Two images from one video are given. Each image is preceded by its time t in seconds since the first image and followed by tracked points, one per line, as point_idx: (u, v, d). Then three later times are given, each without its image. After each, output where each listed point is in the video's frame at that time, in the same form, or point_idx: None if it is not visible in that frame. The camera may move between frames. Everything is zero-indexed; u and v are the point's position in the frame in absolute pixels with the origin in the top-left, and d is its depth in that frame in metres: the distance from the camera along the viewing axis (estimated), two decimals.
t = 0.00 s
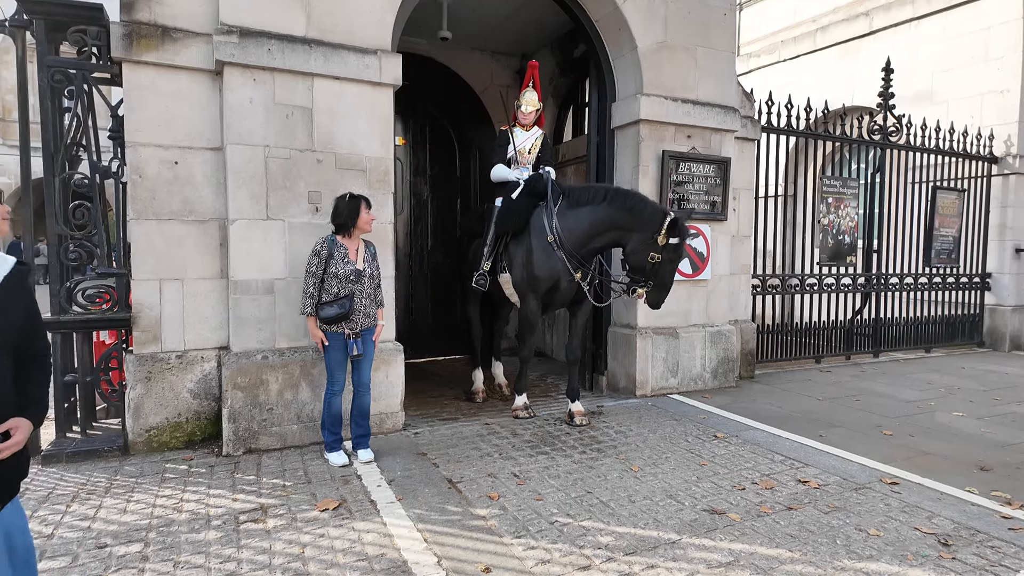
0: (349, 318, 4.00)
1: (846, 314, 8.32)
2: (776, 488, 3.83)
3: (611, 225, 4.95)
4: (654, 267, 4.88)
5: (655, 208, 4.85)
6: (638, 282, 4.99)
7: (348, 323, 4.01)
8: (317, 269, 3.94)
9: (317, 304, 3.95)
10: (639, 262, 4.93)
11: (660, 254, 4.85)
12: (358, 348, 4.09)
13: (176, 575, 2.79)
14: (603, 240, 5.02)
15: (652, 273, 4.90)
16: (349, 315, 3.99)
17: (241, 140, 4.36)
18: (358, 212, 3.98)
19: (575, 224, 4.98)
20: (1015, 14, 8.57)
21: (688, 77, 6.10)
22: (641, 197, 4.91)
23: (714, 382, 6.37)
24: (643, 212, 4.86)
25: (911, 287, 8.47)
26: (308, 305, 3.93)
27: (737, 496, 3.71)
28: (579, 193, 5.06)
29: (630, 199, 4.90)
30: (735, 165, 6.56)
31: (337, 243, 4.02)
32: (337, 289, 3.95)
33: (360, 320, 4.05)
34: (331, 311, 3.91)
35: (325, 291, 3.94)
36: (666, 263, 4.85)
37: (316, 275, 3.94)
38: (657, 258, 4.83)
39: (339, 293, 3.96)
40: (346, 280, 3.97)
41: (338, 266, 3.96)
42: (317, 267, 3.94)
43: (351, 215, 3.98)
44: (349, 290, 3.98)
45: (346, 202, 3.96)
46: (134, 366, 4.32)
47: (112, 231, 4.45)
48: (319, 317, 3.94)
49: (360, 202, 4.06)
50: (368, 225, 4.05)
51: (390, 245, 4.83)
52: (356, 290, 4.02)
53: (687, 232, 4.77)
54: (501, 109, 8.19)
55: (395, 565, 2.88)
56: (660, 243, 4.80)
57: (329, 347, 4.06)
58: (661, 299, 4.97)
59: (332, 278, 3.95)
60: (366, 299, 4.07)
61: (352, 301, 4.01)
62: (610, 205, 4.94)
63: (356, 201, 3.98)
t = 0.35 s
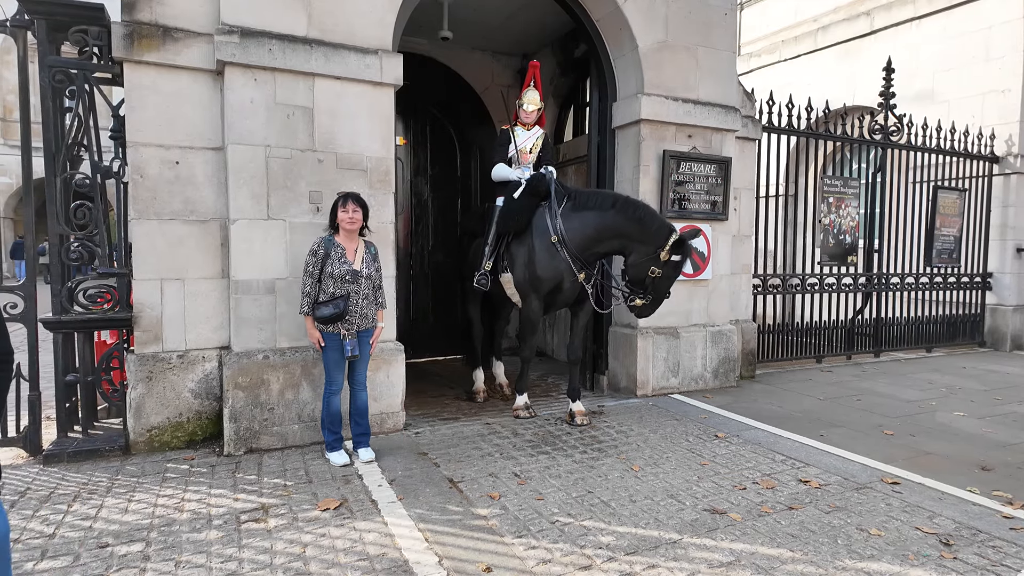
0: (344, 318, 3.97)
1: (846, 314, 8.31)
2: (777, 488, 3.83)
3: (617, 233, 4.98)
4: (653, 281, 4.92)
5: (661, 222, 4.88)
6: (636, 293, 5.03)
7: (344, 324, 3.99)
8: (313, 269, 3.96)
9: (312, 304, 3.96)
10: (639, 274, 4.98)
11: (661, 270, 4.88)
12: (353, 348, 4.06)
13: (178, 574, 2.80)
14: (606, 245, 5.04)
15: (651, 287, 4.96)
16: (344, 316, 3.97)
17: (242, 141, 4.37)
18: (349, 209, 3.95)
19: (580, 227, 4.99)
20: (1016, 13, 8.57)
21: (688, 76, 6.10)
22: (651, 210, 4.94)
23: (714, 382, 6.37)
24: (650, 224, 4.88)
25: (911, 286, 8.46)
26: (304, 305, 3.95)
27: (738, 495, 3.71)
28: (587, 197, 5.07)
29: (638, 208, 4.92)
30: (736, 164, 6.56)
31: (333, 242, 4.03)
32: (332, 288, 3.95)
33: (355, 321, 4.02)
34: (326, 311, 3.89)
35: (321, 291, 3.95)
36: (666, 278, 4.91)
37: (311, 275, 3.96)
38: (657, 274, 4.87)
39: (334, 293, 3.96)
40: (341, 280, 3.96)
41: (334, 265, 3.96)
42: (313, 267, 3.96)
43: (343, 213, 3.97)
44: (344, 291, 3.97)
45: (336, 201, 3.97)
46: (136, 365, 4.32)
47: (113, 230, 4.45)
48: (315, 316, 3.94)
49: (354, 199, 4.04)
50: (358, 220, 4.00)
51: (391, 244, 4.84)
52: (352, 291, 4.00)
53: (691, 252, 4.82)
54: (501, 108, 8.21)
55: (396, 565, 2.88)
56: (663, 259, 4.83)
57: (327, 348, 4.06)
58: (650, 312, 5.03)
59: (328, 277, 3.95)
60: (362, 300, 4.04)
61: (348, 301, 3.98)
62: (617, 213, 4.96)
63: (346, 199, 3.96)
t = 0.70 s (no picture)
0: (337, 318, 3.97)
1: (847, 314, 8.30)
2: (778, 488, 3.83)
3: (621, 239, 5.00)
4: (669, 288, 4.91)
5: (664, 227, 4.86)
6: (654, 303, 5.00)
7: (337, 323, 4.00)
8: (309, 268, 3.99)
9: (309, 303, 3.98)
10: (651, 284, 4.94)
11: (671, 274, 4.88)
12: (349, 347, 4.06)
13: (179, 574, 2.80)
14: (610, 250, 5.05)
15: (666, 293, 4.94)
16: (337, 315, 3.97)
17: (243, 141, 4.37)
18: (345, 209, 3.94)
19: (583, 229, 5.01)
20: (1016, 13, 8.56)
21: (689, 76, 6.09)
22: (658, 218, 4.95)
23: (715, 382, 6.37)
24: (653, 231, 4.89)
25: (913, 286, 8.45)
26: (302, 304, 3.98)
27: (739, 495, 3.71)
28: (590, 200, 5.07)
29: (641, 215, 4.93)
30: (736, 164, 6.55)
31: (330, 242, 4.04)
32: (327, 287, 3.96)
33: (348, 320, 4.01)
34: (318, 310, 3.90)
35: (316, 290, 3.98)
36: (680, 282, 4.89)
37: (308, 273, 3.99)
38: (668, 279, 4.86)
39: (328, 292, 3.97)
40: (335, 279, 3.96)
41: (328, 265, 3.97)
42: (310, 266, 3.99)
43: (338, 214, 3.97)
44: (337, 290, 3.97)
45: (335, 202, 3.95)
46: (137, 365, 4.32)
47: (114, 230, 4.45)
48: (309, 316, 3.95)
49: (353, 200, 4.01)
50: (354, 222, 3.98)
51: (392, 244, 4.83)
52: (345, 290, 3.98)
53: (698, 252, 4.82)
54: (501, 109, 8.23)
55: (397, 565, 2.88)
56: (670, 262, 4.84)
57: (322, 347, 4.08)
58: (677, 320, 4.99)
59: (322, 276, 3.97)
60: (356, 299, 4.02)
61: (341, 300, 3.97)
62: (622, 220, 4.96)
63: (343, 200, 3.95)
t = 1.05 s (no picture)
0: (333, 318, 3.97)
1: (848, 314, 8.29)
2: (779, 488, 3.82)
3: (624, 244, 4.99)
4: (670, 291, 4.88)
5: (668, 232, 4.88)
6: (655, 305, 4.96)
7: (334, 323, 4.00)
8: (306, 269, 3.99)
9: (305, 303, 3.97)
10: (653, 285, 4.94)
11: (674, 276, 4.85)
12: (347, 347, 4.07)
13: (179, 573, 2.80)
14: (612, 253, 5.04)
15: (668, 295, 4.91)
16: (333, 315, 3.97)
17: (245, 141, 4.37)
18: (344, 213, 3.93)
19: (586, 231, 4.99)
20: (1018, 13, 8.55)
21: (690, 76, 6.09)
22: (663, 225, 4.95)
23: (716, 382, 6.36)
24: (658, 236, 4.89)
25: (915, 286, 8.43)
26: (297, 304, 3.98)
27: (740, 495, 3.70)
28: (593, 202, 5.04)
29: (646, 220, 4.92)
30: (737, 164, 6.55)
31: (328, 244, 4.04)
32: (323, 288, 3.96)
33: (345, 320, 4.01)
34: (314, 310, 3.90)
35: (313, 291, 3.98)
36: (681, 285, 4.86)
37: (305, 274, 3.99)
38: (672, 281, 4.83)
39: (324, 293, 3.96)
40: (330, 280, 3.96)
41: (324, 266, 3.97)
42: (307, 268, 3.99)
43: (336, 218, 3.96)
44: (333, 290, 3.96)
45: (333, 205, 3.93)
46: (138, 365, 4.33)
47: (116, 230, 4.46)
48: (306, 316, 3.95)
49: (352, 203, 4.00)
50: (353, 228, 3.99)
51: (392, 244, 4.83)
52: (341, 290, 3.98)
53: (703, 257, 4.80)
54: (502, 108, 8.24)
55: (398, 564, 2.89)
56: (675, 265, 4.81)
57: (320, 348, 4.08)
58: (674, 323, 4.95)
59: (318, 277, 3.96)
60: (352, 298, 4.02)
61: (337, 300, 3.97)
62: (627, 224, 4.95)
63: (343, 205, 3.93)
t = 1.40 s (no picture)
0: (331, 317, 3.96)
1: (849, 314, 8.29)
2: (779, 488, 3.82)
3: (625, 252, 4.93)
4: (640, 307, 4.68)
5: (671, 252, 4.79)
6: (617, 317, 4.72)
7: (331, 323, 3.98)
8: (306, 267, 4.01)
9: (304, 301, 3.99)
10: (631, 294, 4.75)
11: (654, 294, 4.67)
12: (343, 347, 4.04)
13: (180, 573, 2.81)
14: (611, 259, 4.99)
15: (638, 311, 4.69)
16: (330, 314, 3.95)
17: (246, 141, 4.37)
18: (341, 208, 3.96)
19: (591, 233, 4.97)
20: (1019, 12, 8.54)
21: (691, 75, 6.08)
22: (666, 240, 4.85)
23: (716, 382, 6.36)
24: (659, 251, 4.78)
25: (916, 286, 8.43)
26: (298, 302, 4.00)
27: (741, 495, 3.70)
28: (601, 206, 5.01)
29: (650, 232, 4.83)
30: (738, 164, 6.55)
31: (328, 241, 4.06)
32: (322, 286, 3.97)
33: (343, 320, 3.99)
34: (312, 309, 3.90)
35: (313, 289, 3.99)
36: (655, 307, 4.68)
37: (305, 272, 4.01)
38: (650, 297, 4.62)
39: (323, 292, 3.97)
40: (329, 279, 3.96)
41: (323, 264, 3.98)
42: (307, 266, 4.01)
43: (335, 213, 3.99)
44: (331, 289, 3.96)
45: (330, 201, 3.97)
46: (138, 365, 4.33)
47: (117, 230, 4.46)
48: (304, 315, 3.95)
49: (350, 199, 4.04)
50: (350, 222, 3.98)
51: (393, 244, 4.83)
52: (339, 289, 3.98)
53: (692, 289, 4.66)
54: (502, 108, 8.24)
55: (399, 564, 2.89)
56: (661, 284, 4.65)
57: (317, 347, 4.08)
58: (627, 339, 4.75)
59: (317, 276, 3.98)
60: (350, 298, 4.01)
61: (335, 299, 3.96)
62: (632, 233, 4.88)
63: (340, 199, 3.97)
